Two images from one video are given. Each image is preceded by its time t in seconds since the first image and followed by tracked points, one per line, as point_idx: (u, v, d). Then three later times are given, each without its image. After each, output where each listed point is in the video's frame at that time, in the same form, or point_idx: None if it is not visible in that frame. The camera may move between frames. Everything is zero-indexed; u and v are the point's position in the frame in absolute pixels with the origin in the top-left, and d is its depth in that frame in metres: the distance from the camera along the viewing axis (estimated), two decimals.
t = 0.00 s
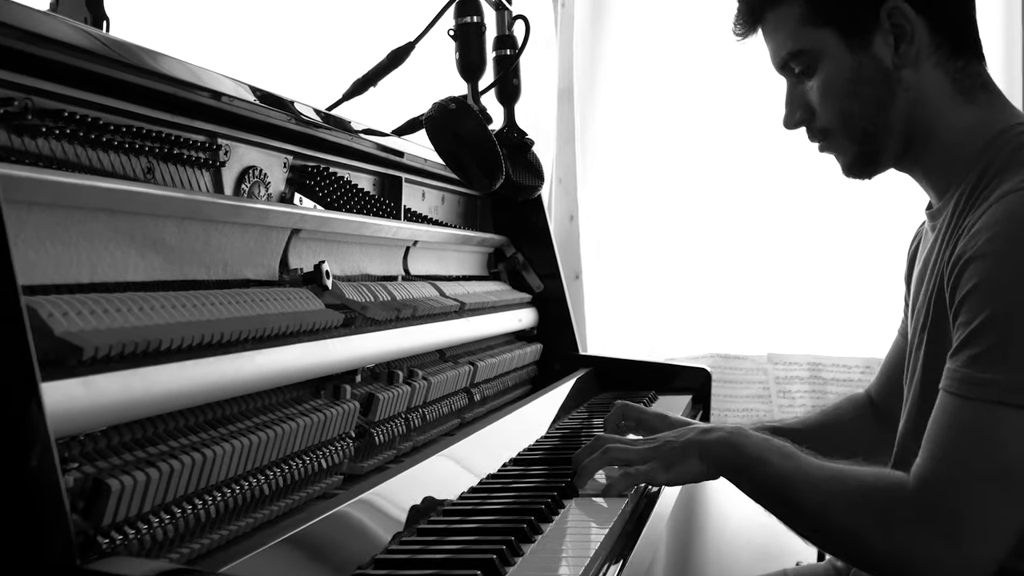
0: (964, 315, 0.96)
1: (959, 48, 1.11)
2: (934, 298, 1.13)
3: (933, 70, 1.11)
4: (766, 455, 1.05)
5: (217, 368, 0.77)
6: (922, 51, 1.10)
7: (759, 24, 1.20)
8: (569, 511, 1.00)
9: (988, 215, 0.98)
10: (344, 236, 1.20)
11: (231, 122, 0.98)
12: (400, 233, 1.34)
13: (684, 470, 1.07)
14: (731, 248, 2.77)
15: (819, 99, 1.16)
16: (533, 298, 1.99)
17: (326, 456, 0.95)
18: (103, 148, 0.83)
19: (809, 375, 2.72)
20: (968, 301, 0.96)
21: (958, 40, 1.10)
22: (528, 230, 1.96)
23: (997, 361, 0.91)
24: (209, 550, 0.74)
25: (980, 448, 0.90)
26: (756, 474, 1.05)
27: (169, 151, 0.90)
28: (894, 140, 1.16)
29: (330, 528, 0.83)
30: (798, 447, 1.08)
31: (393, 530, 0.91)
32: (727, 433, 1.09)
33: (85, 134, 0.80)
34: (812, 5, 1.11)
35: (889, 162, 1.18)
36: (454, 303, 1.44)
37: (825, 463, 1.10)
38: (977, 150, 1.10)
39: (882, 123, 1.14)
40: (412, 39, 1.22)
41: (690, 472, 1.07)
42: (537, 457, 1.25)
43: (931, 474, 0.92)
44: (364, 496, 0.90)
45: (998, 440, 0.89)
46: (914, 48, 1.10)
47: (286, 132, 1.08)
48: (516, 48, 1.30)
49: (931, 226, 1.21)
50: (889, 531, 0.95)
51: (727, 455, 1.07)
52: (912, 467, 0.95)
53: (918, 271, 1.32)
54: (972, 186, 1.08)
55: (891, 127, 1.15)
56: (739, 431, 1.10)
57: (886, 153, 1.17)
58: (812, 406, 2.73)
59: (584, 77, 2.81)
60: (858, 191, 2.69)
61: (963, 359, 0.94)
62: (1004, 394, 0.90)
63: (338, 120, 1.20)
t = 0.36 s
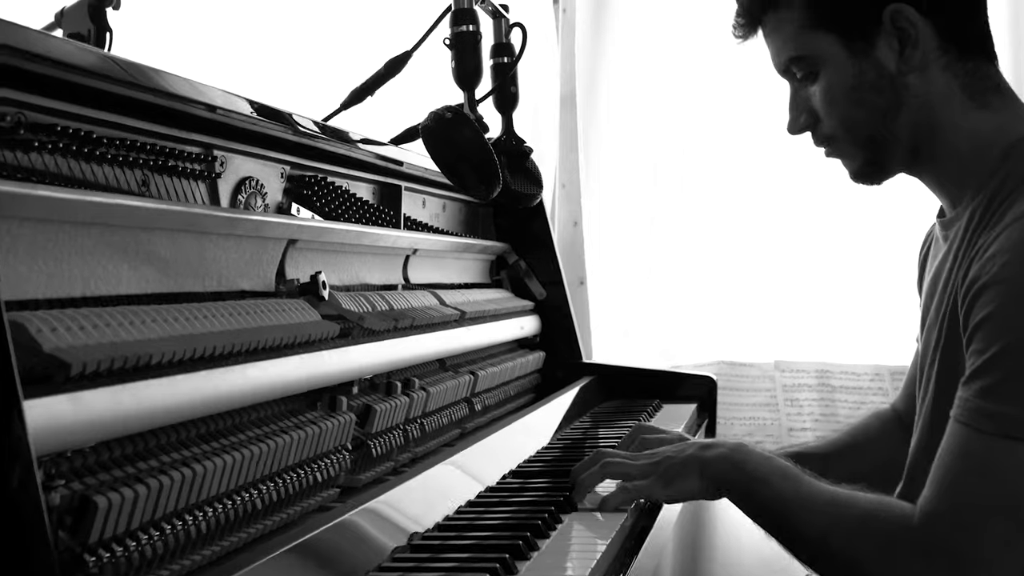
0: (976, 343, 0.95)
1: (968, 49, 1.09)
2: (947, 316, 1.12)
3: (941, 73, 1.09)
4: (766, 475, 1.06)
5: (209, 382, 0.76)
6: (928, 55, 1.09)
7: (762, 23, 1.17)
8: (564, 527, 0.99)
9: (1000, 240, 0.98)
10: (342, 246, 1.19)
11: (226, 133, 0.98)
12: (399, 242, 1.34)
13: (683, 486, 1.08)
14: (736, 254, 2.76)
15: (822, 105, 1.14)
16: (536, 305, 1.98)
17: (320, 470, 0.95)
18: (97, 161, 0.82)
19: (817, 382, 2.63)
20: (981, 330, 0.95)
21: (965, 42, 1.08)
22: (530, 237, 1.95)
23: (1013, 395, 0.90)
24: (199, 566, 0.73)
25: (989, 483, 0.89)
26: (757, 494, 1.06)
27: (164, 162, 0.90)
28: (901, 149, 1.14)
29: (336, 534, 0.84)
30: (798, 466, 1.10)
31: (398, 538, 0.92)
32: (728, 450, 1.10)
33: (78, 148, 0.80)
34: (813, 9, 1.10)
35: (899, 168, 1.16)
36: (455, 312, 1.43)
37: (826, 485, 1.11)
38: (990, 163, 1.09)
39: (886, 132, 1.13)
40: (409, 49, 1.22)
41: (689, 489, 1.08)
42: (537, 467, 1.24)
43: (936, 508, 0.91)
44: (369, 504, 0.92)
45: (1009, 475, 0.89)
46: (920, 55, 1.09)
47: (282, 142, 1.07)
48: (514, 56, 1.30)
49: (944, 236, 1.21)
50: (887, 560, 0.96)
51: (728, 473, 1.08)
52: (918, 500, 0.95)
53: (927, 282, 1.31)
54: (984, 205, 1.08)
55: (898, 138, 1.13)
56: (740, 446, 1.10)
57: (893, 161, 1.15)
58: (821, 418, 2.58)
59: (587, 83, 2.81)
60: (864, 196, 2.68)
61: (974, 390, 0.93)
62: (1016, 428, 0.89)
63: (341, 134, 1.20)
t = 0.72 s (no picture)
0: (981, 383, 0.93)
1: (984, 72, 1.07)
2: (951, 343, 1.10)
3: (952, 97, 1.08)
4: (758, 504, 1.06)
5: (189, 396, 0.75)
6: (937, 78, 1.07)
7: (780, 18, 1.15)
8: (553, 547, 0.97)
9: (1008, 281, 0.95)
10: (338, 260, 1.19)
11: (220, 145, 0.98)
12: (397, 256, 1.33)
13: (674, 512, 1.08)
14: (739, 273, 2.74)
15: (828, 116, 1.13)
16: (538, 321, 1.97)
17: (308, 485, 0.94)
18: (86, 171, 0.83)
19: (820, 405, 2.69)
20: (987, 367, 0.92)
21: (983, 66, 1.07)
22: (533, 253, 1.94)
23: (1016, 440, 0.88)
24: None
25: (986, 527, 0.87)
26: (749, 522, 1.06)
27: (155, 173, 0.90)
28: (905, 167, 1.13)
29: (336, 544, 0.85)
30: (791, 494, 1.09)
31: (397, 551, 0.94)
32: (719, 476, 1.10)
33: (66, 158, 0.80)
34: (825, 19, 1.10)
35: (903, 185, 1.15)
36: (453, 327, 1.42)
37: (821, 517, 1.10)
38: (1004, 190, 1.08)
39: (895, 148, 1.12)
40: (410, 62, 1.21)
41: (680, 514, 1.08)
42: (531, 487, 1.22)
43: (929, 549, 0.90)
44: (368, 516, 0.93)
45: (1008, 522, 0.87)
46: (929, 77, 1.07)
47: (278, 155, 1.07)
48: (515, 71, 1.30)
49: (951, 260, 1.19)
50: None
51: (717, 500, 1.08)
52: (913, 536, 0.93)
53: (929, 309, 1.30)
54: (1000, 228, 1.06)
55: (905, 153, 1.12)
56: (732, 472, 1.11)
57: (896, 175, 1.14)
58: (823, 439, 2.69)
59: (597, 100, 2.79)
60: (870, 216, 2.65)
61: (975, 429, 0.91)
62: (1017, 474, 0.87)
63: (340, 147, 1.20)
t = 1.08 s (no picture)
0: (970, 387, 0.94)
1: (962, 93, 1.10)
2: (938, 362, 1.11)
3: (933, 120, 1.10)
4: (751, 517, 1.07)
5: (167, 411, 0.76)
6: (919, 104, 1.10)
7: (756, 54, 1.18)
8: (538, 563, 0.96)
9: (994, 283, 0.97)
10: (326, 272, 1.18)
11: (207, 157, 0.97)
12: (385, 268, 1.32)
13: (662, 527, 1.09)
14: (731, 284, 2.72)
15: (813, 146, 1.16)
16: (530, 333, 1.96)
17: (291, 499, 0.94)
18: (66, 182, 0.82)
19: (812, 417, 2.66)
20: (973, 371, 0.94)
21: (959, 89, 1.09)
22: (525, 264, 1.94)
23: (1007, 440, 0.89)
24: None
25: (981, 530, 0.89)
26: (739, 536, 1.07)
27: (138, 185, 0.89)
28: (891, 193, 1.15)
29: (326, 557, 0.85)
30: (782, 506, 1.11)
31: (388, 562, 0.94)
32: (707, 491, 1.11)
33: (47, 169, 0.79)
34: (805, 53, 1.12)
35: (889, 209, 1.17)
36: (442, 339, 1.41)
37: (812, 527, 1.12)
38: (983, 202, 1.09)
39: (879, 173, 1.14)
40: (399, 74, 1.21)
41: (668, 529, 1.09)
42: (519, 501, 1.21)
43: (926, 552, 0.92)
44: (359, 526, 0.93)
45: (1005, 525, 0.88)
46: (911, 103, 1.10)
47: (265, 167, 1.06)
48: (504, 84, 1.29)
49: (936, 274, 1.19)
50: None
51: (706, 514, 1.09)
52: (910, 542, 0.95)
53: (914, 320, 1.30)
54: (979, 241, 1.08)
55: (889, 181, 1.14)
56: (720, 486, 1.12)
57: (883, 201, 1.16)
58: (815, 451, 2.66)
59: (589, 112, 2.81)
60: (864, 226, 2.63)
61: (966, 432, 0.93)
62: (1010, 473, 0.88)
63: (332, 163, 1.20)
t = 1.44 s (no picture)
0: (940, 371, 0.95)
1: (920, 101, 1.10)
2: (909, 368, 1.11)
3: (893, 128, 1.10)
4: (739, 524, 1.05)
5: (138, 424, 0.76)
6: (879, 110, 1.10)
7: (728, 74, 1.20)
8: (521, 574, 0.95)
9: (959, 267, 0.98)
10: (309, 282, 1.18)
11: (187, 166, 0.96)
12: (370, 278, 1.32)
13: (650, 538, 1.07)
14: (716, 292, 2.72)
15: (783, 159, 1.16)
16: (517, 342, 1.96)
17: (272, 512, 0.94)
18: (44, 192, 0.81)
19: (800, 426, 2.66)
20: (944, 355, 0.95)
21: (917, 97, 1.10)
22: (512, 273, 1.94)
23: (986, 419, 0.89)
24: None
25: (971, 509, 0.88)
26: (731, 543, 1.05)
27: (117, 194, 0.88)
28: (859, 201, 1.15)
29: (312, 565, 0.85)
30: (772, 513, 1.09)
31: (375, 568, 0.94)
32: (696, 501, 1.09)
33: (23, 179, 0.78)
34: (772, 67, 1.13)
35: (859, 221, 1.17)
36: (427, 349, 1.41)
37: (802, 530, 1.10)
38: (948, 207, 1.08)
39: (845, 184, 1.14)
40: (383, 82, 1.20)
41: (656, 542, 1.07)
42: (504, 512, 1.20)
43: (918, 541, 0.90)
44: (346, 536, 0.94)
45: (995, 503, 0.88)
46: (871, 109, 1.10)
47: (247, 176, 1.06)
48: (489, 91, 1.28)
49: (905, 280, 1.20)
50: None
51: (696, 524, 1.07)
52: (900, 532, 0.94)
53: (888, 326, 1.31)
54: (939, 246, 1.07)
55: (856, 189, 1.14)
56: (708, 497, 1.10)
57: (852, 212, 1.17)
58: (804, 459, 2.66)
59: (577, 120, 2.81)
60: (849, 235, 2.64)
61: (942, 417, 0.93)
62: (989, 451, 0.88)
63: (317, 172, 1.20)
